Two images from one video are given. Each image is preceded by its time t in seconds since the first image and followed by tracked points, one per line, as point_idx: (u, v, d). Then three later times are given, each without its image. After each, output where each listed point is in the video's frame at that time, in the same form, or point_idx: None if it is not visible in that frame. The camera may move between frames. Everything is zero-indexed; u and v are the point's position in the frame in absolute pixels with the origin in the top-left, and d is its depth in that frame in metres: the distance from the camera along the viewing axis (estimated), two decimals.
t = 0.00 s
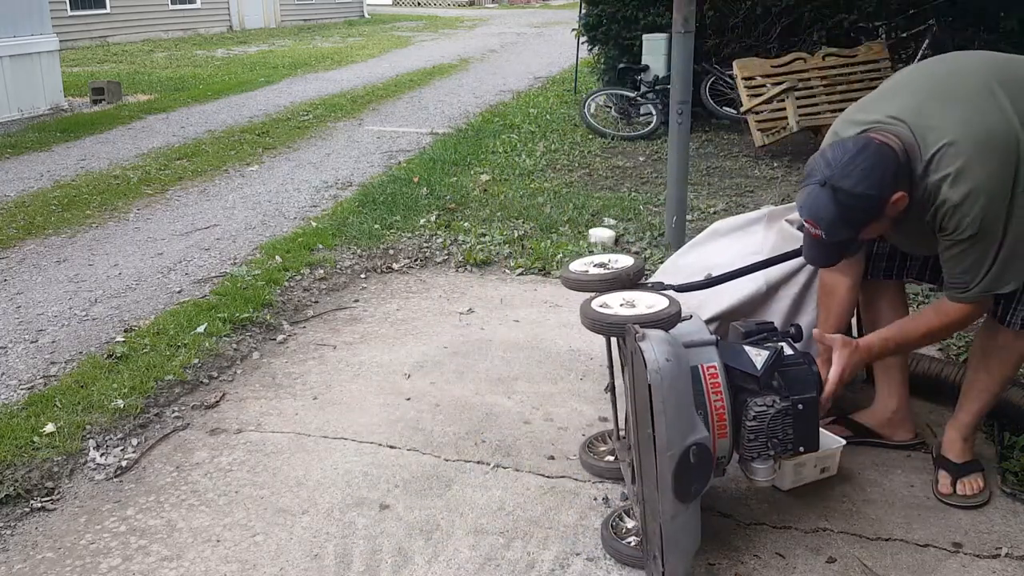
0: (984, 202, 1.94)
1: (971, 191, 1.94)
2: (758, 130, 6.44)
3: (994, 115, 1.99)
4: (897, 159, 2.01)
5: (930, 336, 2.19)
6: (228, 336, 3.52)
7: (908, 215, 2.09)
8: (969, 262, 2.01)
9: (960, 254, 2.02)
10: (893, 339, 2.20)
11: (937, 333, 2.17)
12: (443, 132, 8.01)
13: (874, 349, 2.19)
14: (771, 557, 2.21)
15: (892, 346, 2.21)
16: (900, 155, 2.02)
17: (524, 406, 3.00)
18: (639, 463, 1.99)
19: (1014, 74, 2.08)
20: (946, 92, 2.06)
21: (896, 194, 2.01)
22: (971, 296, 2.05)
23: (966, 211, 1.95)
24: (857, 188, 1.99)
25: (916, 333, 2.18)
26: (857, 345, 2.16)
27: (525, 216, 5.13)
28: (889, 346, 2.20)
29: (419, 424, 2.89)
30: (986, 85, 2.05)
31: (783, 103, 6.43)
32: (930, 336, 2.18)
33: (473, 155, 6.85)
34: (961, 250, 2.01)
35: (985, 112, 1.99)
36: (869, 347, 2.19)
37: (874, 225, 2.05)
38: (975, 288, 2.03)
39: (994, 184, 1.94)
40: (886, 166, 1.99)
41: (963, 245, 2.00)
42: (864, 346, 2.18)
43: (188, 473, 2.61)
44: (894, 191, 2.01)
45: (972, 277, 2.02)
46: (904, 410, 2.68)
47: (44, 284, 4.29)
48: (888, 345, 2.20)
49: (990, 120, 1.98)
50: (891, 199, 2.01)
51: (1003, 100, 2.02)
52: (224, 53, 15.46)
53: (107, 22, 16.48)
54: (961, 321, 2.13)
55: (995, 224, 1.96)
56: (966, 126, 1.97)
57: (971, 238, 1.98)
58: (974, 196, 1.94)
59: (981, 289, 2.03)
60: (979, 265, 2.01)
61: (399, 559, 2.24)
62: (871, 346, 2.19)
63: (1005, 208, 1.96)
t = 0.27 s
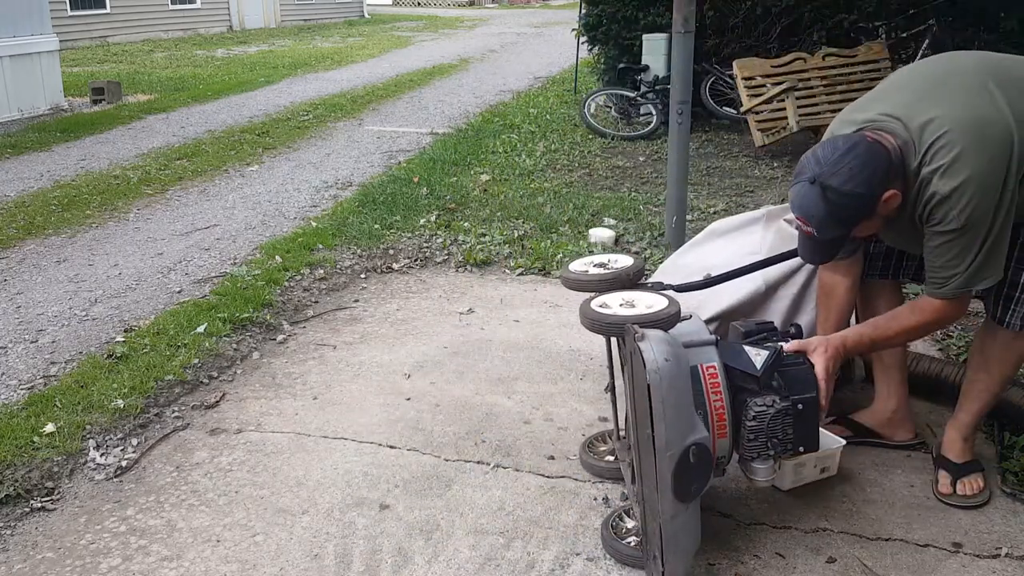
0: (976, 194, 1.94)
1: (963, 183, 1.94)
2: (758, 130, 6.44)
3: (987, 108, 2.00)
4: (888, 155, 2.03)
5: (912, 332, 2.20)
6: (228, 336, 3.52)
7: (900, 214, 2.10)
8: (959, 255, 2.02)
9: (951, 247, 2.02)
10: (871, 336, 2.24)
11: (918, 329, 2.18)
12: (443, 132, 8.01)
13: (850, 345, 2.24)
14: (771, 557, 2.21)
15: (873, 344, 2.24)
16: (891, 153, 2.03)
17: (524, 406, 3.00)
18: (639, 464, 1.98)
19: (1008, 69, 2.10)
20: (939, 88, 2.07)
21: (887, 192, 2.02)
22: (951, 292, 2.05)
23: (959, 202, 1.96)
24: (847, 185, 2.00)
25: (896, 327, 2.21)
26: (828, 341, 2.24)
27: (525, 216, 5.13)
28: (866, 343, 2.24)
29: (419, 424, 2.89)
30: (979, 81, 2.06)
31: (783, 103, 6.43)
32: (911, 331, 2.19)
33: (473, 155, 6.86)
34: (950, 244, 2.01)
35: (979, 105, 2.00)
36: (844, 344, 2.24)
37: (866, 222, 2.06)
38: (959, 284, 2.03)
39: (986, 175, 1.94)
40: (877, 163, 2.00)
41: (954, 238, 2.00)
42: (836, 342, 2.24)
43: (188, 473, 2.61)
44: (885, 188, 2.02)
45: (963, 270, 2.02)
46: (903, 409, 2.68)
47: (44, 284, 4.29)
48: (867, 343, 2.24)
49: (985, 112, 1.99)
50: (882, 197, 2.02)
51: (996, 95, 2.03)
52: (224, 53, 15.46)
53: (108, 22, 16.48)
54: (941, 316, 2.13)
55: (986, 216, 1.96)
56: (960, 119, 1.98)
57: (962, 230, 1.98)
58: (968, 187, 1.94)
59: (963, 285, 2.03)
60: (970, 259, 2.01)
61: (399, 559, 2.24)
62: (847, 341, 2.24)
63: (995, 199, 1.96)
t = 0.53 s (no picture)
0: (975, 193, 1.94)
1: (962, 182, 1.94)
2: (758, 130, 6.44)
3: (985, 110, 2.00)
4: (887, 158, 2.02)
5: (912, 340, 2.14)
6: (228, 336, 3.52)
7: (899, 216, 2.10)
8: (959, 256, 2.00)
9: (950, 247, 2.01)
10: (873, 347, 2.16)
11: (920, 336, 2.13)
12: (443, 132, 8.01)
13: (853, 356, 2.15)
14: (771, 557, 2.21)
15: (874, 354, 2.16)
16: (889, 156, 2.03)
17: (524, 406, 2.99)
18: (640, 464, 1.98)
19: (1006, 73, 2.11)
20: (938, 91, 2.08)
21: (886, 195, 2.01)
22: (952, 294, 2.03)
23: (957, 202, 1.95)
24: (846, 190, 1.99)
25: (897, 336, 2.15)
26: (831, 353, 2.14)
27: (525, 216, 5.13)
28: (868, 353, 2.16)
29: (419, 424, 2.89)
30: (977, 83, 2.07)
31: (783, 103, 6.43)
32: (913, 339, 2.13)
33: (473, 155, 6.85)
34: (950, 244, 2.00)
35: (977, 105, 2.01)
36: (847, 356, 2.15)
37: (866, 225, 2.05)
38: (958, 285, 2.02)
39: (985, 174, 1.94)
40: (875, 166, 2.00)
41: (953, 238, 1.99)
42: (839, 354, 2.14)
43: (188, 473, 2.61)
44: (884, 192, 2.01)
45: (963, 271, 2.01)
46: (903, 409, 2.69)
47: (44, 283, 4.29)
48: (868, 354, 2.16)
49: (983, 113, 1.99)
50: (881, 200, 2.01)
51: (994, 96, 2.04)
52: (224, 53, 15.46)
53: (107, 22, 16.48)
54: (942, 321, 2.09)
55: (985, 216, 1.96)
56: (959, 119, 1.98)
57: (961, 230, 1.97)
58: (967, 186, 1.94)
59: (961, 287, 2.02)
60: (970, 260, 2.00)
61: (399, 559, 2.24)
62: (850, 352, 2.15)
63: (994, 199, 1.96)
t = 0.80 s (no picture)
0: (974, 193, 1.94)
1: (962, 183, 1.95)
2: (758, 130, 6.44)
3: (985, 112, 2.01)
4: (891, 163, 2.03)
5: (917, 349, 2.11)
6: (228, 336, 3.52)
7: (905, 221, 2.10)
8: (960, 258, 1.99)
9: (951, 250, 2.00)
10: (877, 357, 2.12)
11: (925, 344, 2.10)
12: (443, 132, 8.01)
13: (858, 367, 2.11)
14: (772, 557, 2.21)
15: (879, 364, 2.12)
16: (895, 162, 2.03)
17: (524, 406, 3.00)
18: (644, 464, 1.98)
19: (1006, 78, 2.12)
20: (938, 95, 2.09)
21: (892, 201, 2.01)
22: (955, 296, 2.02)
23: (958, 202, 1.96)
24: (854, 198, 1.99)
25: (900, 345, 2.12)
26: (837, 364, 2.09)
27: (525, 216, 5.13)
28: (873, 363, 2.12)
29: (418, 424, 2.89)
30: (976, 87, 2.08)
31: (783, 103, 6.44)
32: (918, 348, 2.11)
33: (472, 155, 6.86)
34: (953, 247, 1.99)
35: (976, 108, 2.02)
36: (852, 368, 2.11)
37: (874, 233, 2.05)
38: (961, 288, 2.01)
39: (985, 174, 1.94)
40: (881, 172, 2.00)
41: (955, 240, 1.99)
42: (845, 366, 2.10)
43: (188, 473, 2.61)
44: (891, 198, 2.01)
45: (965, 273, 2.00)
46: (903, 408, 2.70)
47: (44, 284, 4.29)
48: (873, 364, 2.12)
49: (982, 115, 2.00)
50: (889, 206, 2.01)
51: (995, 100, 2.04)
52: (224, 53, 15.45)
53: (107, 22, 16.48)
54: (948, 328, 2.06)
55: (986, 217, 1.95)
56: (958, 121, 1.99)
57: (963, 231, 1.97)
58: (966, 187, 1.95)
59: (964, 290, 2.01)
60: (971, 261, 1.99)
61: (399, 559, 2.24)
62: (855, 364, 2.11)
63: (995, 200, 1.95)
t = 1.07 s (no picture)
0: (971, 196, 1.94)
1: (958, 185, 1.95)
2: (758, 130, 6.45)
3: (982, 114, 2.01)
4: (892, 168, 2.03)
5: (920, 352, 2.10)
6: (228, 336, 3.52)
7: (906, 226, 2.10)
8: (958, 260, 1.99)
9: (949, 251, 2.00)
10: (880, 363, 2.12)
11: (928, 348, 2.09)
12: (443, 132, 8.01)
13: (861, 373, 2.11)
14: (771, 557, 2.21)
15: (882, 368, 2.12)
16: (894, 167, 2.04)
17: (524, 406, 3.00)
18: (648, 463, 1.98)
19: (1007, 81, 2.11)
20: (936, 99, 2.09)
21: (893, 206, 2.02)
22: (954, 299, 2.01)
23: (954, 205, 1.96)
24: (854, 203, 2.00)
25: (901, 349, 2.11)
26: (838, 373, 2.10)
27: (525, 216, 5.13)
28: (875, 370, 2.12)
29: (418, 424, 2.89)
30: (976, 91, 2.07)
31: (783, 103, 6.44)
32: (919, 353, 2.10)
33: (472, 155, 6.86)
34: (951, 248, 1.99)
35: (973, 111, 2.01)
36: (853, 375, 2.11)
37: (874, 237, 2.05)
38: (959, 290, 2.00)
39: (980, 177, 1.94)
40: (882, 179, 2.00)
41: (952, 242, 1.98)
42: (847, 374, 2.10)
43: (188, 473, 2.61)
44: (892, 204, 2.02)
45: (963, 276, 1.99)
46: (905, 409, 2.70)
47: (44, 284, 4.29)
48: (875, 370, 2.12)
49: (980, 118, 2.00)
50: (890, 211, 2.02)
51: (994, 103, 2.04)
52: (224, 53, 15.46)
53: (107, 22, 16.48)
54: (950, 329, 2.05)
55: (983, 219, 1.95)
56: (954, 124, 2.00)
57: (960, 233, 1.97)
58: (961, 189, 1.95)
59: (963, 293, 2.00)
60: (970, 263, 1.98)
61: (399, 559, 2.24)
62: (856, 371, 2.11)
63: (992, 202, 1.95)
